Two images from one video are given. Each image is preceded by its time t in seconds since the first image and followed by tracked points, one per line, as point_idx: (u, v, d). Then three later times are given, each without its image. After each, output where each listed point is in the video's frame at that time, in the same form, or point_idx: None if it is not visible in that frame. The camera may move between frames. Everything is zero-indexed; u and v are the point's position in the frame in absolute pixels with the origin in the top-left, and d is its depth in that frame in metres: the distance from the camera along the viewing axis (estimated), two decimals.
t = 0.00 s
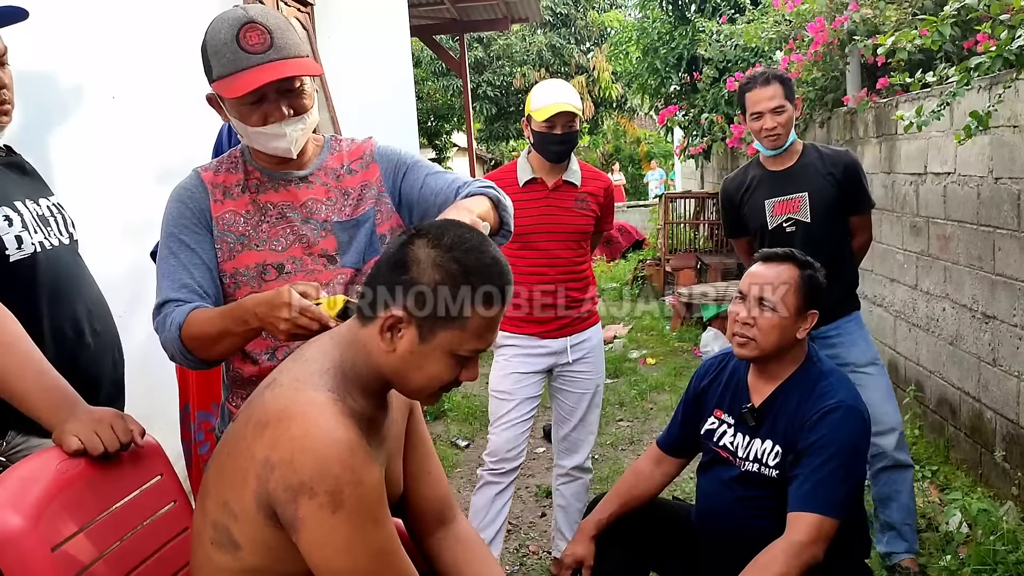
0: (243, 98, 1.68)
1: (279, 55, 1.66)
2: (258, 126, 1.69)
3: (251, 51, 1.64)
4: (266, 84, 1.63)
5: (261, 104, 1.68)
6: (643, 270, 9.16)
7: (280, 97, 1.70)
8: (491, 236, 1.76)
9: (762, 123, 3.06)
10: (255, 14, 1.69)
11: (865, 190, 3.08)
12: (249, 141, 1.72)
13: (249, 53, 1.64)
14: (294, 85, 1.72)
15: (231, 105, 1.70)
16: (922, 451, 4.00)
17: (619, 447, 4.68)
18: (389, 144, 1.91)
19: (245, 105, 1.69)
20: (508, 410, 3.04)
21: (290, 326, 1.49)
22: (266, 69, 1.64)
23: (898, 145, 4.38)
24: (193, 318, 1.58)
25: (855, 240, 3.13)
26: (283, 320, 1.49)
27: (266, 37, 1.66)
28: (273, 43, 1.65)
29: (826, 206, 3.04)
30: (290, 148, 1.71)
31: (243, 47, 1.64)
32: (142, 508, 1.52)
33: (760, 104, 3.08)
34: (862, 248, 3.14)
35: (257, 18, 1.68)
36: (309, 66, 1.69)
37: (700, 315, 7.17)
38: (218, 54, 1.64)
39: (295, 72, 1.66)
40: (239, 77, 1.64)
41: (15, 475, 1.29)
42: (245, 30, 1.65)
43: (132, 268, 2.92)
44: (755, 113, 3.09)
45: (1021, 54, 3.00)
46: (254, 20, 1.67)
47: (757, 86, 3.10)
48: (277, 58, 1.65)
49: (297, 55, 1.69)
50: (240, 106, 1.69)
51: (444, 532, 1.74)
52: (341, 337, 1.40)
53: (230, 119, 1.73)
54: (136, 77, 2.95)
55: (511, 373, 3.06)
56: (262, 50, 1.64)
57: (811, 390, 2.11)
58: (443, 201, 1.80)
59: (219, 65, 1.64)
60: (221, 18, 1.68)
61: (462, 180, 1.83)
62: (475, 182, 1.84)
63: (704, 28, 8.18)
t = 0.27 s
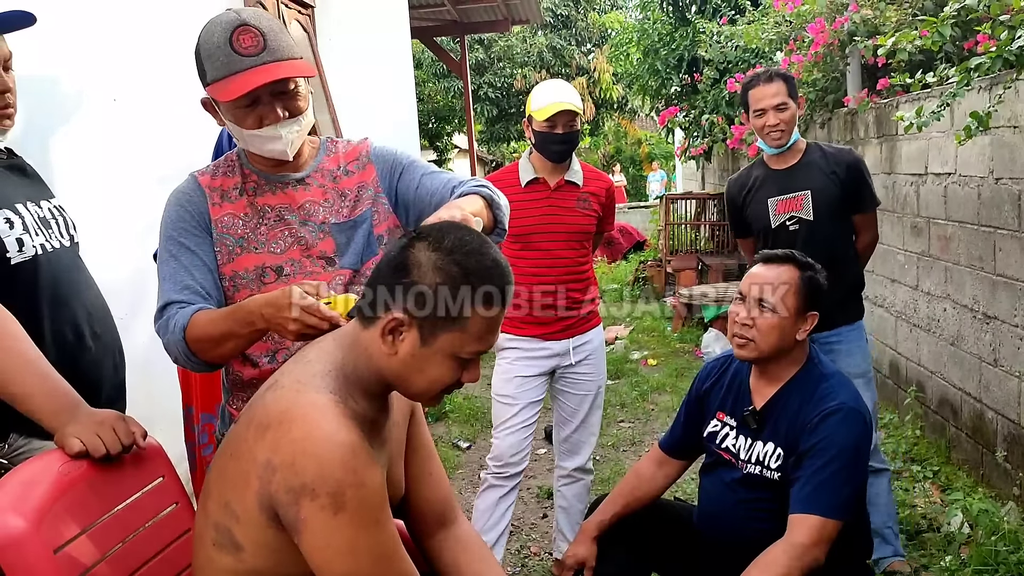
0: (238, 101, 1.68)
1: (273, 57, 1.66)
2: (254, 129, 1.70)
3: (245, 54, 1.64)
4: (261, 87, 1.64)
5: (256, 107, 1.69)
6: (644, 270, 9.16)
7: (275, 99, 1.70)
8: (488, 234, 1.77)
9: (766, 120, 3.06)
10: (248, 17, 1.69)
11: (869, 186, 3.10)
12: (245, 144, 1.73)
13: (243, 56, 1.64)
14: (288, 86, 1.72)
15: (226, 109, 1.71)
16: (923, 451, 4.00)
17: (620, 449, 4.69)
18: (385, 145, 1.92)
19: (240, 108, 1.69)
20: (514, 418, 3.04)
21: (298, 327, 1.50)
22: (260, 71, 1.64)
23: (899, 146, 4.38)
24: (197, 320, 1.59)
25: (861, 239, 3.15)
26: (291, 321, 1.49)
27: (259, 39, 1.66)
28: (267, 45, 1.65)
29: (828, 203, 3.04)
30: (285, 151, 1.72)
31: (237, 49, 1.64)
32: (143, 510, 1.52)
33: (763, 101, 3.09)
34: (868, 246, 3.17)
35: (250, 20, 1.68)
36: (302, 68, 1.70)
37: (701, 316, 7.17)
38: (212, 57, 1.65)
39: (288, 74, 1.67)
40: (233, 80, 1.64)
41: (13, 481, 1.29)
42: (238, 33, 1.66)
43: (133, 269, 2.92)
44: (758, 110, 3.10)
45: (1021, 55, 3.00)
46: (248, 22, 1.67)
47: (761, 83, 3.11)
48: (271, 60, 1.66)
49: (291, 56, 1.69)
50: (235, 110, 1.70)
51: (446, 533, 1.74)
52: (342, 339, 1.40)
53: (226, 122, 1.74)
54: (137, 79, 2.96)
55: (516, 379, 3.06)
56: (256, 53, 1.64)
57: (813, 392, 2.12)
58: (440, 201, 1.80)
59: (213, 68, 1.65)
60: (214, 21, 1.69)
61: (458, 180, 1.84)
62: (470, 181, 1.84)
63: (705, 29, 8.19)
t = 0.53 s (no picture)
0: (240, 102, 1.69)
1: (275, 58, 1.66)
2: (256, 130, 1.71)
3: (247, 55, 1.65)
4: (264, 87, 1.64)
5: (258, 108, 1.69)
6: (646, 271, 9.16)
7: (277, 100, 1.71)
8: (489, 234, 1.77)
9: (780, 120, 3.05)
10: (250, 18, 1.70)
11: (874, 192, 3.09)
12: (247, 146, 1.73)
13: (245, 57, 1.64)
14: (290, 88, 1.73)
15: (228, 110, 1.71)
16: (926, 453, 4.00)
17: (621, 450, 4.69)
18: (387, 146, 1.92)
19: (242, 109, 1.70)
20: (516, 419, 3.04)
21: (305, 326, 1.51)
22: (262, 72, 1.65)
23: (901, 147, 4.38)
24: (201, 319, 1.59)
25: (863, 241, 3.15)
26: (298, 319, 1.50)
27: (262, 40, 1.66)
28: (269, 46, 1.66)
29: (832, 206, 3.04)
30: (287, 152, 1.73)
31: (239, 50, 1.65)
32: (146, 511, 1.53)
33: (778, 102, 3.07)
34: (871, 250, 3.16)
35: (251, 22, 1.69)
36: (305, 69, 1.70)
37: (703, 317, 7.17)
38: (214, 58, 1.65)
39: (291, 74, 1.67)
40: (235, 81, 1.64)
41: (18, 480, 1.30)
42: (240, 34, 1.66)
43: (135, 271, 2.93)
44: (773, 110, 3.08)
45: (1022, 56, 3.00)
46: (250, 24, 1.68)
47: (778, 83, 3.10)
48: (272, 61, 1.66)
49: (293, 57, 1.69)
50: (237, 111, 1.70)
51: (449, 535, 1.74)
52: (344, 341, 1.41)
53: (228, 123, 1.74)
54: (138, 80, 2.97)
55: (517, 380, 3.06)
56: (258, 54, 1.65)
57: (817, 394, 2.12)
58: (441, 201, 1.81)
59: (216, 69, 1.65)
60: (216, 23, 1.69)
61: (459, 180, 1.85)
62: (471, 182, 1.85)
63: (706, 30, 8.19)
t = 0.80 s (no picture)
0: (244, 105, 1.70)
1: (278, 61, 1.67)
2: (260, 132, 1.71)
3: (251, 57, 1.65)
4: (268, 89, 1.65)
5: (262, 110, 1.70)
6: (650, 273, 9.16)
7: (280, 102, 1.72)
8: (494, 235, 1.78)
9: (787, 125, 3.04)
10: (254, 21, 1.71)
11: (876, 194, 3.11)
12: (252, 147, 1.74)
13: (249, 59, 1.65)
14: (294, 90, 1.74)
15: (233, 112, 1.72)
16: (929, 454, 4.00)
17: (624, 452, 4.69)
18: (391, 147, 1.93)
19: (246, 111, 1.71)
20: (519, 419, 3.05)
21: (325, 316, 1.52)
22: (265, 74, 1.66)
23: (904, 148, 4.38)
24: (219, 313, 1.60)
25: (864, 244, 3.17)
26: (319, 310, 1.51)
27: (265, 43, 1.67)
28: (272, 48, 1.67)
29: (837, 211, 3.05)
30: (291, 154, 1.73)
31: (243, 53, 1.66)
32: (150, 512, 1.53)
33: (784, 107, 3.06)
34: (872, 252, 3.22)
35: (256, 24, 1.70)
36: (308, 71, 1.71)
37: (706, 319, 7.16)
38: (218, 60, 1.66)
39: (293, 76, 1.68)
40: (239, 82, 1.65)
41: (24, 481, 1.32)
42: (244, 36, 1.67)
43: (139, 273, 2.94)
44: (779, 114, 3.07)
45: None
46: (254, 26, 1.69)
47: (784, 87, 3.10)
48: (276, 63, 1.67)
49: (297, 59, 1.70)
50: (242, 113, 1.71)
51: (452, 535, 1.75)
52: (349, 343, 1.42)
53: (232, 125, 1.75)
54: (143, 82, 2.98)
55: (519, 382, 3.07)
56: (262, 56, 1.66)
57: (821, 396, 2.12)
58: (446, 203, 1.82)
59: (220, 71, 1.66)
60: (220, 25, 1.70)
61: (464, 182, 1.85)
62: (476, 183, 1.86)
63: (709, 32, 8.19)
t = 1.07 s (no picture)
0: (248, 111, 1.71)
1: (282, 67, 1.68)
2: (263, 137, 1.72)
3: (255, 63, 1.66)
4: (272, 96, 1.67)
5: (266, 116, 1.71)
6: (654, 274, 9.17)
7: (284, 108, 1.73)
8: (496, 235, 1.79)
9: (786, 127, 3.05)
10: (259, 26, 1.71)
11: (876, 196, 3.10)
12: (255, 152, 1.75)
13: (254, 65, 1.66)
14: (298, 96, 1.75)
15: (236, 117, 1.73)
16: (934, 456, 3.99)
17: (628, 453, 4.69)
18: (396, 149, 1.94)
19: (250, 117, 1.72)
20: (528, 420, 3.05)
21: (309, 328, 1.52)
22: (269, 81, 1.67)
23: (908, 150, 4.37)
24: (206, 324, 1.60)
25: (863, 245, 3.15)
26: (303, 323, 1.51)
27: (270, 49, 1.68)
28: (277, 55, 1.68)
29: (839, 212, 3.05)
30: (294, 159, 1.74)
31: (248, 59, 1.67)
32: (156, 512, 1.54)
33: (782, 110, 3.07)
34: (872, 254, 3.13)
35: (260, 30, 1.70)
36: (311, 78, 1.72)
37: (710, 321, 7.16)
38: (222, 66, 1.67)
39: (297, 84, 1.69)
40: (244, 89, 1.67)
41: (32, 481, 1.32)
42: (249, 42, 1.68)
43: (144, 274, 2.95)
44: (778, 116, 3.08)
45: None
46: (259, 32, 1.70)
47: (782, 91, 3.10)
48: (280, 70, 1.68)
49: (301, 66, 1.72)
50: (245, 119, 1.72)
51: (457, 536, 1.76)
52: (355, 344, 1.42)
53: (235, 130, 1.76)
54: (148, 85, 2.99)
55: (527, 382, 3.08)
56: (266, 62, 1.67)
57: (826, 398, 2.12)
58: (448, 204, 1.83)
59: (224, 77, 1.67)
60: (224, 30, 1.71)
61: (467, 184, 1.86)
62: (479, 185, 1.86)
63: (713, 34, 8.19)
